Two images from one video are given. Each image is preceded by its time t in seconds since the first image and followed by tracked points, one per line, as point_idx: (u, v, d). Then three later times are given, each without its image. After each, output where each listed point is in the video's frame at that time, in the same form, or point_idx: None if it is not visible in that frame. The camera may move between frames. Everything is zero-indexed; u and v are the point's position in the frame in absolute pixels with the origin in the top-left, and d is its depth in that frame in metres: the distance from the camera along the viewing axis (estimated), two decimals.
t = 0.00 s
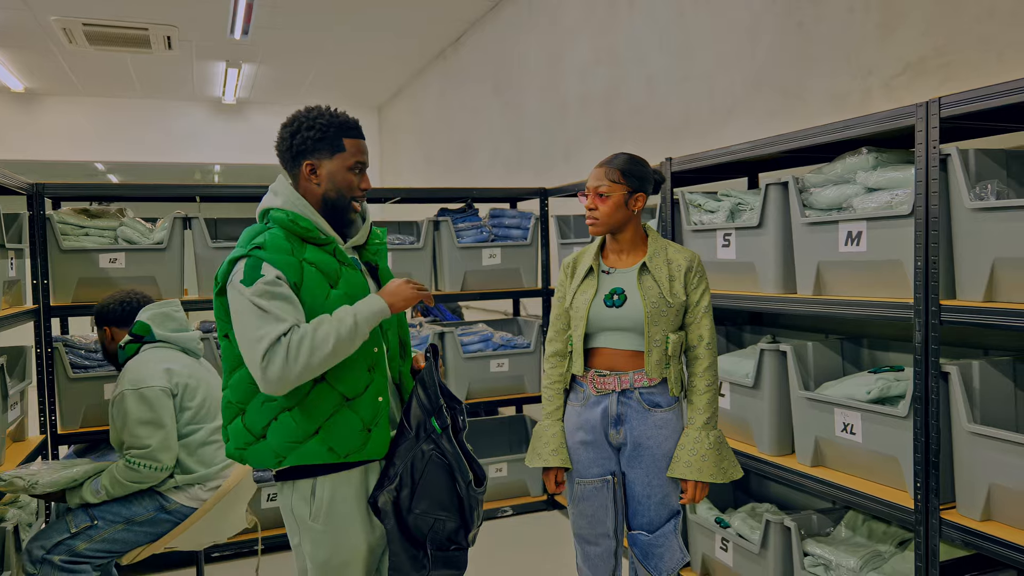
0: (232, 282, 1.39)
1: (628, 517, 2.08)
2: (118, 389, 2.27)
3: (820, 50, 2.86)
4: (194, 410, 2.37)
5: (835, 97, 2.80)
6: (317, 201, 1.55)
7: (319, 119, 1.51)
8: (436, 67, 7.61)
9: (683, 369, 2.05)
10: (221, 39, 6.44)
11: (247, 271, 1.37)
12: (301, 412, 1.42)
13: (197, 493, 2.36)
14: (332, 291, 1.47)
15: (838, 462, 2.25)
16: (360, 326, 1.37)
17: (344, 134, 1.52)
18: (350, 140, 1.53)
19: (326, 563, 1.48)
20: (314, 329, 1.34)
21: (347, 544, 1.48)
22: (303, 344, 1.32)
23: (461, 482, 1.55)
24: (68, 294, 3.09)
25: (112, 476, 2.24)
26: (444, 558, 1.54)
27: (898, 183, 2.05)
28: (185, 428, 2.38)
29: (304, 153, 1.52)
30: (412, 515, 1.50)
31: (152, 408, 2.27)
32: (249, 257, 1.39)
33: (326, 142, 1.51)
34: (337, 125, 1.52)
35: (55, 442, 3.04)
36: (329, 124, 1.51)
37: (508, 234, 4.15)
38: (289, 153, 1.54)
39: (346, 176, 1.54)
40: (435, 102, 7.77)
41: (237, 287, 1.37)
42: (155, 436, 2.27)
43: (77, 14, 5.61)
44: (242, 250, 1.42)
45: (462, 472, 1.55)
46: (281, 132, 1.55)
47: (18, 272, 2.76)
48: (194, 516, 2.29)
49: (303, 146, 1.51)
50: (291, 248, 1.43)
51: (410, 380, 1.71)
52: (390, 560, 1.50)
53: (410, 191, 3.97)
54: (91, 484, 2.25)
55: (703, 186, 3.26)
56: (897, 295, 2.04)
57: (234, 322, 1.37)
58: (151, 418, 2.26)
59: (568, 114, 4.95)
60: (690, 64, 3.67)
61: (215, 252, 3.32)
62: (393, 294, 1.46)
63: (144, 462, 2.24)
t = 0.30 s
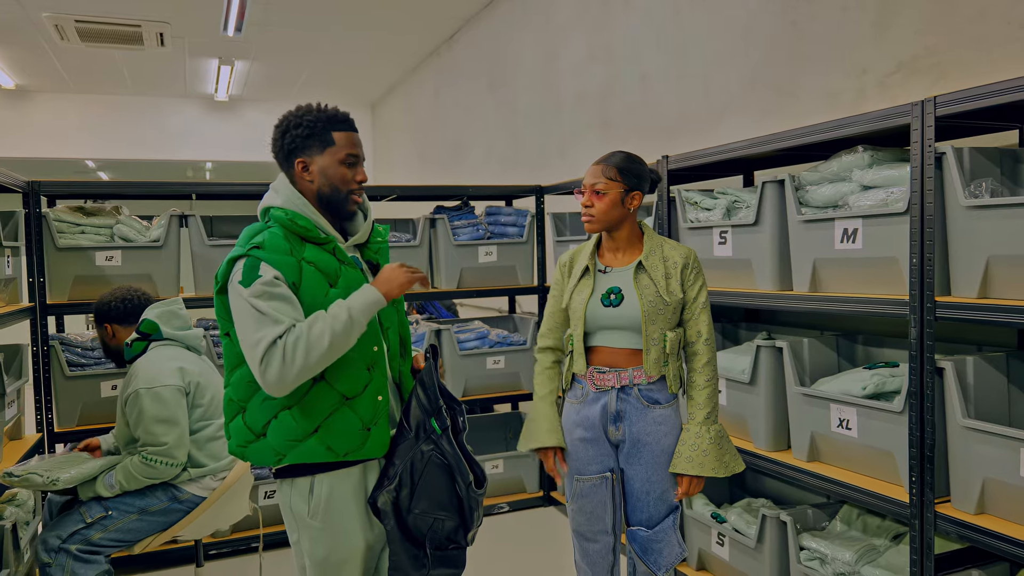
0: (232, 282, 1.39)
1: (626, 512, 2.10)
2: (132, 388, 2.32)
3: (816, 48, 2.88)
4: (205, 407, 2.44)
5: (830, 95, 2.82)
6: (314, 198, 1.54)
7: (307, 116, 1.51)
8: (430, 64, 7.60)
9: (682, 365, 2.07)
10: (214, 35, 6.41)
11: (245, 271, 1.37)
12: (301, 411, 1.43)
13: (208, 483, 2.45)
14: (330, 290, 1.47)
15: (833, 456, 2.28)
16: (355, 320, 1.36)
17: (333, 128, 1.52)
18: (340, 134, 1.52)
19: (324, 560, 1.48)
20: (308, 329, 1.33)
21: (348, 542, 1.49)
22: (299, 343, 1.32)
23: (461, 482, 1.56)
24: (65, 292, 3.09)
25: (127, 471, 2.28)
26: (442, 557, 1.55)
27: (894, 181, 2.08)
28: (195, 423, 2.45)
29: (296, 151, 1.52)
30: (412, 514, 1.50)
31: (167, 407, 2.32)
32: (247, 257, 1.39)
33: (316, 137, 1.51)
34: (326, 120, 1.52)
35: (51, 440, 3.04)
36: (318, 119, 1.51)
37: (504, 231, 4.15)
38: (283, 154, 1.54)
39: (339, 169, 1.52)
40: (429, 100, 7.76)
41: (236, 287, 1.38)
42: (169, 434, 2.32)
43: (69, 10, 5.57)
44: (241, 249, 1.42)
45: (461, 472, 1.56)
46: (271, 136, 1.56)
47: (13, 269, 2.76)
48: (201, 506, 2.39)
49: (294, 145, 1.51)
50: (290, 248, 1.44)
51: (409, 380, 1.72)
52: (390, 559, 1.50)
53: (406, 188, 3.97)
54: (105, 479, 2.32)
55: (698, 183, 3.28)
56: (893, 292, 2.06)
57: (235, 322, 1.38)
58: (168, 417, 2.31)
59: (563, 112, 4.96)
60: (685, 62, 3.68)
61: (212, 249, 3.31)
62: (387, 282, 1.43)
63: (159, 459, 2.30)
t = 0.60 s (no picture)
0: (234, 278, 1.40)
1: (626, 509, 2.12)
2: (140, 378, 2.37)
3: (810, 47, 2.90)
4: (207, 398, 2.55)
5: (824, 94, 2.84)
6: (308, 195, 1.55)
7: (294, 115, 1.53)
8: (424, 62, 7.58)
9: (679, 363, 2.07)
10: (208, 32, 6.39)
11: (245, 263, 1.37)
12: (309, 402, 1.43)
13: (214, 475, 2.51)
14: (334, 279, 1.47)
15: (829, 452, 2.30)
16: (347, 280, 1.34)
17: (321, 124, 1.52)
18: (330, 129, 1.52)
19: (321, 559, 1.50)
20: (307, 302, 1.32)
21: (348, 540, 1.50)
22: (302, 318, 1.31)
23: (458, 483, 1.56)
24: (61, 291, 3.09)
25: (136, 462, 2.34)
26: (441, 557, 1.54)
27: (889, 180, 2.10)
28: (198, 414, 2.55)
29: (287, 150, 1.54)
30: (410, 514, 1.50)
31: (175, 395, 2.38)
32: (246, 250, 1.40)
33: (305, 134, 1.52)
34: (313, 116, 1.52)
35: (48, 439, 3.04)
36: (305, 117, 1.52)
37: (500, 229, 4.16)
38: (277, 154, 1.57)
39: (330, 164, 1.52)
40: (423, 97, 7.74)
41: (238, 282, 1.38)
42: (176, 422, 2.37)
43: (62, 8, 5.54)
44: (239, 244, 1.43)
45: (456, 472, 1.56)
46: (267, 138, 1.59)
47: (10, 268, 2.75)
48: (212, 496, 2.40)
49: (284, 143, 1.53)
50: (287, 239, 1.45)
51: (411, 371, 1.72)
52: (389, 559, 1.50)
53: (403, 186, 3.97)
54: (114, 471, 2.38)
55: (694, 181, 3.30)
56: (888, 289, 2.08)
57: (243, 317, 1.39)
58: (175, 405, 2.37)
59: (558, 110, 4.96)
60: (680, 61, 3.69)
61: (209, 247, 3.31)
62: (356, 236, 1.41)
63: (168, 446, 2.35)
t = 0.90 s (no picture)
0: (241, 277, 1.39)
1: (621, 507, 2.14)
2: (131, 372, 2.37)
3: (805, 48, 2.92)
4: (199, 389, 2.56)
5: (819, 94, 2.86)
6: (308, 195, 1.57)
7: (292, 117, 1.55)
8: (419, 60, 7.58)
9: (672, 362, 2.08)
10: (203, 31, 6.37)
11: (254, 261, 1.38)
12: (321, 397, 1.45)
13: (211, 468, 2.51)
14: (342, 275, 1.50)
15: (823, 449, 2.32)
16: (356, 264, 1.39)
17: (318, 125, 1.54)
18: (327, 129, 1.54)
19: (328, 558, 1.51)
20: (322, 288, 1.34)
21: (352, 539, 1.51)
22: (321, 302, 1.33)
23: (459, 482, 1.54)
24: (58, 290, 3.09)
25: (134, 455, 2.34)
26: (445, 556, 1.55)
27: (882, 180, 2.12)
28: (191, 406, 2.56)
29: (287, 153, 1.57)
30: (413, 513, 1.51)
31: (166, 383, 2.39)
32: (252, 249, 1.40)
33: (303, 135, 1.54)
34: (310, 118, 1.55)
35: (45, 438, 3.05)
36: (302, 119, 1.54)
37: (496, 228, 4.18)
38: (277, 155, 1.60)
39: (329, 164, 1.54)
40: (418, 96, 7.74)
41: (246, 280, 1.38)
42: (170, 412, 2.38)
43: (55, 5, 5.51)
44: (244, 242, 1.43)
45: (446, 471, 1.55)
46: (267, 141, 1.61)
47: (7, 267, 2.75)
48: (212, 493, 2.46)
49: (283, 145, 1.56)
50: (294, 235, 1.45)
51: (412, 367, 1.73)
52: (392, 558, 1.52)
53: (399, 185, 3.98)
54: (111, 466, 2.38)
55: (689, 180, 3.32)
56: (881, 288, 2.11)
57: (252, 316, 1.37)
58: (168, 395, 2.38)
59: (554, 109, 4.97)
60: (675, 61, 3.71)
61: (205, 247, 3.32)
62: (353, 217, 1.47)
63: (164, 437, 2.36)
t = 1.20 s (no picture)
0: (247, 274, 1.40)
1: (614, 503, 2.16)
2: (119, 371, 2.37)
3: (796, 48, 2.94)
4: (188, 385, 2.56)
5: (810, 94, 2.89)
6: (321, 197, 1.58)
7: (307, 117, 1.54)
8: (411, 58, 7.57)
9: (664, 359, 2.09)
10: (194, 27, 6.35)
11: (261, 263, 1.38)
12: (318, 401, 1.46)
13: (204, 464, 2.50)
14: (343, 279, 1.51)
15: (814, 445, 2.35)
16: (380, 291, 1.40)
17: (334, 127, 1.55)
18: (341, 132, 1.56)
19: (331, 556, 1.53)
20: (332, 306, 1.35)
21: (354, 537, 1.53)
22: (332, 321, 1.34)
23: (463, 474, 1.58)
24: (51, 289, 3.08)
25: (126, 454, 2.34)
26: (446, 549, 1.57)
27: (872, 180, 2.15)
28: (181, 403, 2.56)
29: (300, 154, 1.55)
30: (416, 507, 1.54)
31: (155, 380, 2.39)
32: (259, 250, 1.41)
33: (319, 137, 1.54)
34: (325, 120, 1.55)
35: (39, 436, 3.04)
36: (318, 121, 1.54)
37: (490, 226, 4.19)
38: (283, 155, 1.56)
39: (345, 167, 1.57)
40: (411, 94, 7.73)
41: (251, 278, 1.38)
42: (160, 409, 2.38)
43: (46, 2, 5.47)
44: (249, 244, 1.44)
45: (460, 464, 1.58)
46: (269, 138, 1.57)
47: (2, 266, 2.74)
48: (207, 489, 2.43)
49: (297, 147, 1.54)
50: (299, 238, 1.47)
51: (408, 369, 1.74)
52: (396, 552, 1.54)
53: (393, 184, 3.98)
54: (103, 465, 2.37)
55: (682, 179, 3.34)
56: (872, 286, 2.13)
57: (255, 317, 1.38)
58: (160, 392, 2.38)
59: (547, 108, 4.99)
60: (668, 60, 3.73)
61: (199, 245, 3.32)
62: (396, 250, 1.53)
63: (154, 433, 2.35)
